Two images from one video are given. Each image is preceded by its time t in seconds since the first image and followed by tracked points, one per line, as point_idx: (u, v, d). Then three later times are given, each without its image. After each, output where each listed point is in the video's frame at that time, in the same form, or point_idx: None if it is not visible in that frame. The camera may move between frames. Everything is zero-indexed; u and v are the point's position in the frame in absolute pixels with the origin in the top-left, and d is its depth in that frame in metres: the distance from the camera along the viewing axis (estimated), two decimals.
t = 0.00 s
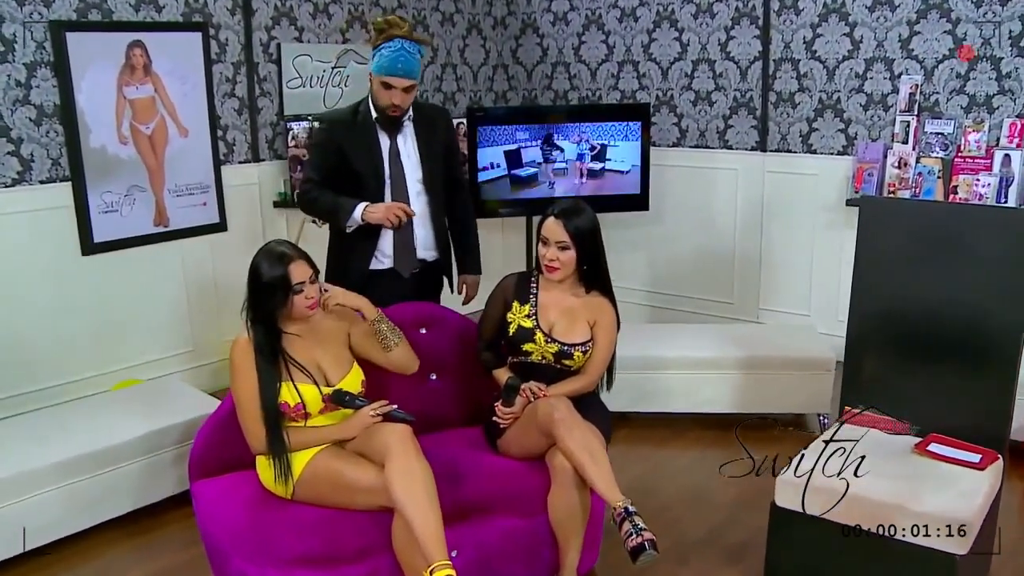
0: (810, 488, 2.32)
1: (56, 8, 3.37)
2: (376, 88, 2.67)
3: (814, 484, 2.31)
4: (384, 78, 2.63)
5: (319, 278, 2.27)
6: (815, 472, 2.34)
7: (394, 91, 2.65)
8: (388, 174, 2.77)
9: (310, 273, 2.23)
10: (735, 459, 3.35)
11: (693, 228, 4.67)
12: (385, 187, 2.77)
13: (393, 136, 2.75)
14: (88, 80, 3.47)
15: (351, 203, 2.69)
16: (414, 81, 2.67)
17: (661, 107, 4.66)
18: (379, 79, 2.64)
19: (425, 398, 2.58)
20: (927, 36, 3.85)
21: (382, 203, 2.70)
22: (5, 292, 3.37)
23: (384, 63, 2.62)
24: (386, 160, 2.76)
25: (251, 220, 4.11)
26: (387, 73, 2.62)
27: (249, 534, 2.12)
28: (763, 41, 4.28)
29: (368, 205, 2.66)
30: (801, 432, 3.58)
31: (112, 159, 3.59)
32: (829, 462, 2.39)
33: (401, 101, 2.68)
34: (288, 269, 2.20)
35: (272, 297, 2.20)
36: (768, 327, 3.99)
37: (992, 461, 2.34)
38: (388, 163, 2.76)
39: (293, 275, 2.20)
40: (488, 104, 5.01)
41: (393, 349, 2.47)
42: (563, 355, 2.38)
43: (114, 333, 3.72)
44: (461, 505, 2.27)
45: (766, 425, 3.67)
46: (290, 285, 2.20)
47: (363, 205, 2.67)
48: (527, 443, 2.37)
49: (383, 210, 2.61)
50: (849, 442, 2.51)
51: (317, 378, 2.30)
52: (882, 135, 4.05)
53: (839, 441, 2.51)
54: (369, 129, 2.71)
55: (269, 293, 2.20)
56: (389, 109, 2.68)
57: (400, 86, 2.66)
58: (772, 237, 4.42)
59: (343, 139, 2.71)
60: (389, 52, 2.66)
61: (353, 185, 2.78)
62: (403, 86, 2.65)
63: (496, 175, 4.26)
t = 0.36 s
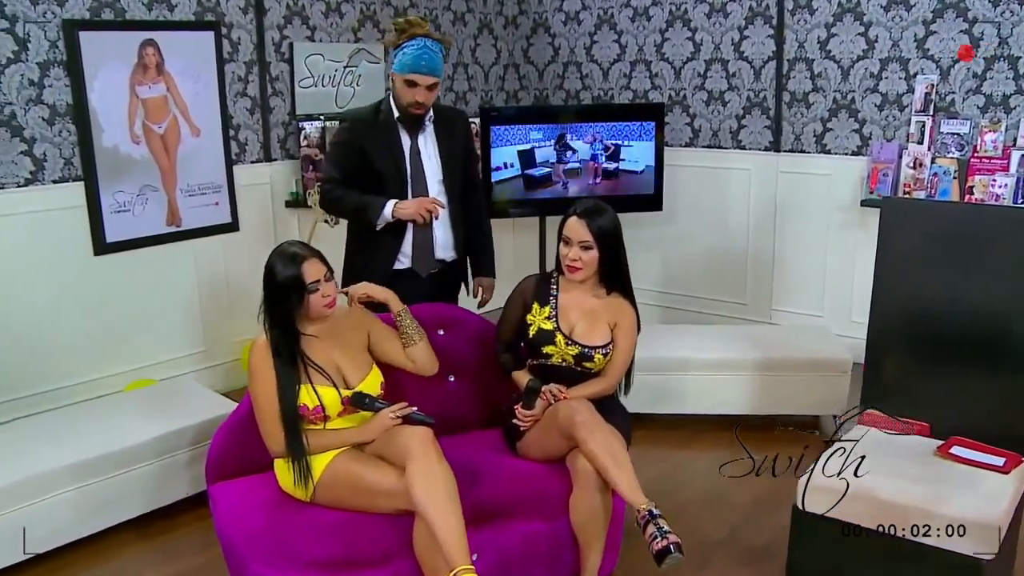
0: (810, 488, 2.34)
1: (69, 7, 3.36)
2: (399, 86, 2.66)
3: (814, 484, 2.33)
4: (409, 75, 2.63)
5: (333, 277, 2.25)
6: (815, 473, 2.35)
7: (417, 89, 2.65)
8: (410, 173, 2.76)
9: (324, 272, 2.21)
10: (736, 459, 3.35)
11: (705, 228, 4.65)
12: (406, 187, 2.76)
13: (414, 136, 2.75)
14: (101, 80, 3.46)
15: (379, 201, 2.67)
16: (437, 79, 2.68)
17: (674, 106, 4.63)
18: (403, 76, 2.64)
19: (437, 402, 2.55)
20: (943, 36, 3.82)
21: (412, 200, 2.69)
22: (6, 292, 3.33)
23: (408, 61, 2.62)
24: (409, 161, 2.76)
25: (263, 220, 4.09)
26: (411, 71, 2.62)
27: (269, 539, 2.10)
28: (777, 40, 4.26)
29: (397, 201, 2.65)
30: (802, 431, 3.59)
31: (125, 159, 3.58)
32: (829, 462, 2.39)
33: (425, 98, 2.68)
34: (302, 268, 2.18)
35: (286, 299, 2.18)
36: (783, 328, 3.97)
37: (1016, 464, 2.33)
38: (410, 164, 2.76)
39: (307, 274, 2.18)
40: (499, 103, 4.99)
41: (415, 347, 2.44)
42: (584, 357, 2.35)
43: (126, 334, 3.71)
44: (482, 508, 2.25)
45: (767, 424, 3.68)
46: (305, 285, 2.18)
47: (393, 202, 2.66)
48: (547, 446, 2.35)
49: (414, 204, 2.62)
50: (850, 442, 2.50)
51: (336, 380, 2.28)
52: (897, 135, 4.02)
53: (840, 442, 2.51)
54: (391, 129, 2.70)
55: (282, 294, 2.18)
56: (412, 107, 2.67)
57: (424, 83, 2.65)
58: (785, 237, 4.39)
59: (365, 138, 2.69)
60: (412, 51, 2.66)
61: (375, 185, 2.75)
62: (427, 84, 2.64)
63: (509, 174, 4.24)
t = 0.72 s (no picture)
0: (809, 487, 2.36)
1: (84, 6, 3.35)
2: (417, 88, 2.64)
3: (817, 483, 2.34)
4: (426, 77, 2.61)
5: (352, 279, 2.23)
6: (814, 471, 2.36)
7: (434, 91, 2.62)
8: (426, 176, 2.75)
9: (342, 274, 2.19)
10: (736, 459, 3.35)
11: (719, 228, 4.63)
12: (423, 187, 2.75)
13: (431, 136, 2.73)
14: (115, 79, 3.45)
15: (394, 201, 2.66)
16: (455, 82, 2.65)
17: (687, 107, 4.62)
18: (421, 78, 2.61)
19: (460, 403, 2.56)
20: (961, 36, 3.80)
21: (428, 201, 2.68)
22: (6, 292, 3.28)
23: (426, 63, 2.60)
24: (425, 161, 2.74)
25: (277, 220, 4.08)
26: (429, 73, 2.60)
27: (291, 543, 2.08)
28: (792, 41, 4.24)
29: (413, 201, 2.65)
30: (802, 431, 3.61)
31: (139, 159, 3.57)
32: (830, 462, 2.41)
33: (442, 101, 2.65)
34: (321, 271, 2.16)
35: (305, 301, 2.16)
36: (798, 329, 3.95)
37: None
38: (426, 164, 2.74)
39: (326, 276, 2.16)
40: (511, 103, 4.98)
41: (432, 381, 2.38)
42: (606, 359, 2.34)
43: (140, 334, 3.70)
44: (503, 512, 2.23)
45: (766, 425, 3.68)
46: (325, 287, 2.16)
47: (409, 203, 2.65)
48: (569, 448, 2.33)
49: (430, 206, 2.60)
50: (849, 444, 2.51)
51: (356, 383, 2.26)
52: (912, 136, 4.00)
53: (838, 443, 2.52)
54: (409, 129, 2.68)
55: (301, 296, 2.16)
56: (430, 109, 2.65)
57: (442, 86, 2.63)
58: (800, 238, 4.37)
59: (383, 138, 2.69)
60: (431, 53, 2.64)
61: (392, 185, 2.75)
62: (444, 87, 2.62)
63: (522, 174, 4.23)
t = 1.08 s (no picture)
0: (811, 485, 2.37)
1: (96, 5, 3.33)
2: (432, 88, 2.62)
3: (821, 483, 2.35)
4: (442, 78, 2.59)
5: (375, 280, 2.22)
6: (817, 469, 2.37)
7: (451, 91, 2.61)
8: (436, 176, 2.72)
9: (366, 275, 2.18)
10: (735, 459, 3.35)
11: (730, 229, 4.61)
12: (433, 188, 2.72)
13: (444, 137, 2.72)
14: (127, 79, 3.44)
15: (390, 195, 2.64)
16: (471, 81, 2.63)
17: (698, 107, 4.60)
18: (436, 78, 2.59)
19: (478, 404, 2.55)
20: (976, 36, 3.78)
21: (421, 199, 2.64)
22: (15, 292, 3.26)
23: (441, 64, 2.58)
24: (436, 161, 2.72)
25: (288, 220, 4.07)
26: (445, 74, 2.58)
27: (310, 546, 2.07)
28: (805, 41, 4.22)
29: (407, 196, 2.62)
30: (802, 431, 3.60)
31: (151, 158, 3.55)
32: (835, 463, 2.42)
33: (459, 101, 2.64)
34: (345, 271, 2.15)
35: (328, 301, 2.14)
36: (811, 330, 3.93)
37: None
38: (437, 163, 2.72)
39: (351, 276, 2.15)
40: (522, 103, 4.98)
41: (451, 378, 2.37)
42: (627, 360, 2.32)
43: (150, 334, 3.68)
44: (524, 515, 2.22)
45: (767, 426, 3.67)
46: (349, 288, 2.15)
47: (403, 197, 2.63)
48: (590, 450, 2.32)
49: (420, 204, 2.57)
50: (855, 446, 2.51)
51: (372, 385, 2.25)
52: (926, 136, 3.98)
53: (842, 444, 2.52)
54: (421, 129, 2.69)
55: (323, 297, 2.14)
56: (445, 108, 2.64)
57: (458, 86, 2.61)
58: (813, 239, 4.35)
59: (393, 138, 2.68)
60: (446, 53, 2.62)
61: (401, 185, 2.73)
62: (461, 87, 2.61)
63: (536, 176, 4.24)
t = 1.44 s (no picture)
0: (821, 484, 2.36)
1: (106, 4, 3.32)
2: (431, 89, 2.61)
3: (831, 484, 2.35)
4: (442, 78, 2.57)
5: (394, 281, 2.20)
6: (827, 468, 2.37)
7: (451, 91, 2.60)
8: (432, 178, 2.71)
9: (387, 275, 2.16)
10: (736, 459, 3.34)
11: (739, 229, 4.60)
12: (431, 189, 2.71)
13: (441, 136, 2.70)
14: (137, 78, 3.42)
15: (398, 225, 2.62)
16: (470, 79, 2.62)
17: (707, 106, 4.59)
18: (435, 78, 2.58)
19: (492, 406, 2.52)
20: (987, 35, 3.77)
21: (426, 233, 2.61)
22: (23, 292, 3.25)
23: (440, 64, 2.56)
24: (432, 162, 2.71)
25: (296, 219, 4.06)
26: (444, 74, 2.57)
27: (327, 549, 2.06)
28: (815, 40, 4.21)
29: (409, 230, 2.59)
30: (801, 430, 3.58)
31: (160, 157, 3.54)
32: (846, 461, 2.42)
33: (458, 99, 2.63)
34: (367, 271, 2.13)
35: (349, 302, 2.12)
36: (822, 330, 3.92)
37: None
38: (432, 165, 2.70)
39: (372, 276, 2.13)
40: (529, 103, 4.97)
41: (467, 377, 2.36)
42: (641, 360, 2.31)
43: (159, 335, 3.67)
44: (540, 517, 2.20)
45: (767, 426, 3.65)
46: (369, 289, 2.13)
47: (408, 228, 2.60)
48: (606, 451, 2.30)
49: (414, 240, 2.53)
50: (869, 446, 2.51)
51: (388, 386, 2.23)
52: (937, 136, 3.96)
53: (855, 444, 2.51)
54: (416, 129, 2.67)
55: (343, 297, 2.12)
56: (445, 108, 2.63)
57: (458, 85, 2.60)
58: (822, 238, 4.34)
59: (388, 138, 2.67)
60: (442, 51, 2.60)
61: (396, 187, 2.72)
62: (460, 86, 2.59)
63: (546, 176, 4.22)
